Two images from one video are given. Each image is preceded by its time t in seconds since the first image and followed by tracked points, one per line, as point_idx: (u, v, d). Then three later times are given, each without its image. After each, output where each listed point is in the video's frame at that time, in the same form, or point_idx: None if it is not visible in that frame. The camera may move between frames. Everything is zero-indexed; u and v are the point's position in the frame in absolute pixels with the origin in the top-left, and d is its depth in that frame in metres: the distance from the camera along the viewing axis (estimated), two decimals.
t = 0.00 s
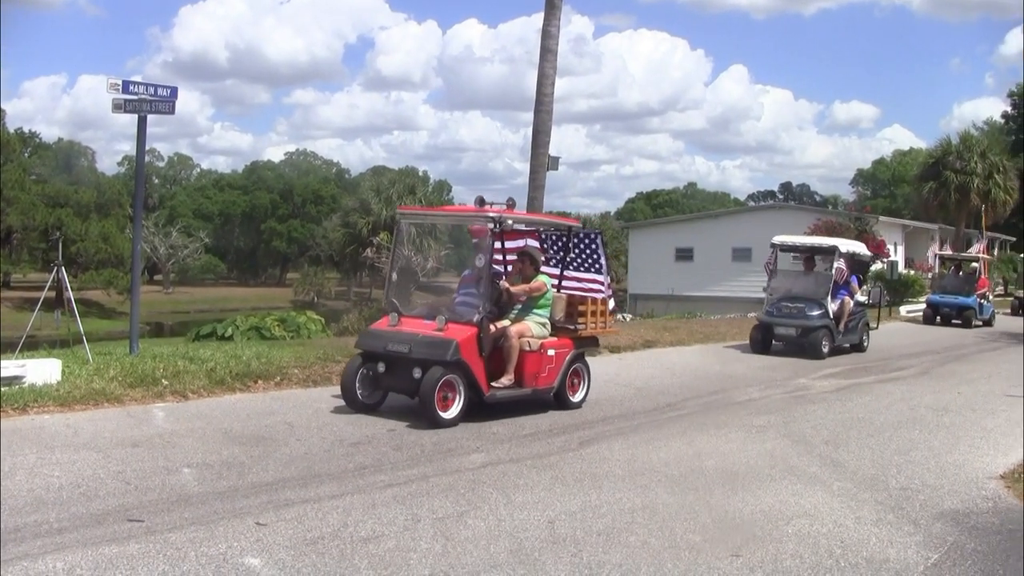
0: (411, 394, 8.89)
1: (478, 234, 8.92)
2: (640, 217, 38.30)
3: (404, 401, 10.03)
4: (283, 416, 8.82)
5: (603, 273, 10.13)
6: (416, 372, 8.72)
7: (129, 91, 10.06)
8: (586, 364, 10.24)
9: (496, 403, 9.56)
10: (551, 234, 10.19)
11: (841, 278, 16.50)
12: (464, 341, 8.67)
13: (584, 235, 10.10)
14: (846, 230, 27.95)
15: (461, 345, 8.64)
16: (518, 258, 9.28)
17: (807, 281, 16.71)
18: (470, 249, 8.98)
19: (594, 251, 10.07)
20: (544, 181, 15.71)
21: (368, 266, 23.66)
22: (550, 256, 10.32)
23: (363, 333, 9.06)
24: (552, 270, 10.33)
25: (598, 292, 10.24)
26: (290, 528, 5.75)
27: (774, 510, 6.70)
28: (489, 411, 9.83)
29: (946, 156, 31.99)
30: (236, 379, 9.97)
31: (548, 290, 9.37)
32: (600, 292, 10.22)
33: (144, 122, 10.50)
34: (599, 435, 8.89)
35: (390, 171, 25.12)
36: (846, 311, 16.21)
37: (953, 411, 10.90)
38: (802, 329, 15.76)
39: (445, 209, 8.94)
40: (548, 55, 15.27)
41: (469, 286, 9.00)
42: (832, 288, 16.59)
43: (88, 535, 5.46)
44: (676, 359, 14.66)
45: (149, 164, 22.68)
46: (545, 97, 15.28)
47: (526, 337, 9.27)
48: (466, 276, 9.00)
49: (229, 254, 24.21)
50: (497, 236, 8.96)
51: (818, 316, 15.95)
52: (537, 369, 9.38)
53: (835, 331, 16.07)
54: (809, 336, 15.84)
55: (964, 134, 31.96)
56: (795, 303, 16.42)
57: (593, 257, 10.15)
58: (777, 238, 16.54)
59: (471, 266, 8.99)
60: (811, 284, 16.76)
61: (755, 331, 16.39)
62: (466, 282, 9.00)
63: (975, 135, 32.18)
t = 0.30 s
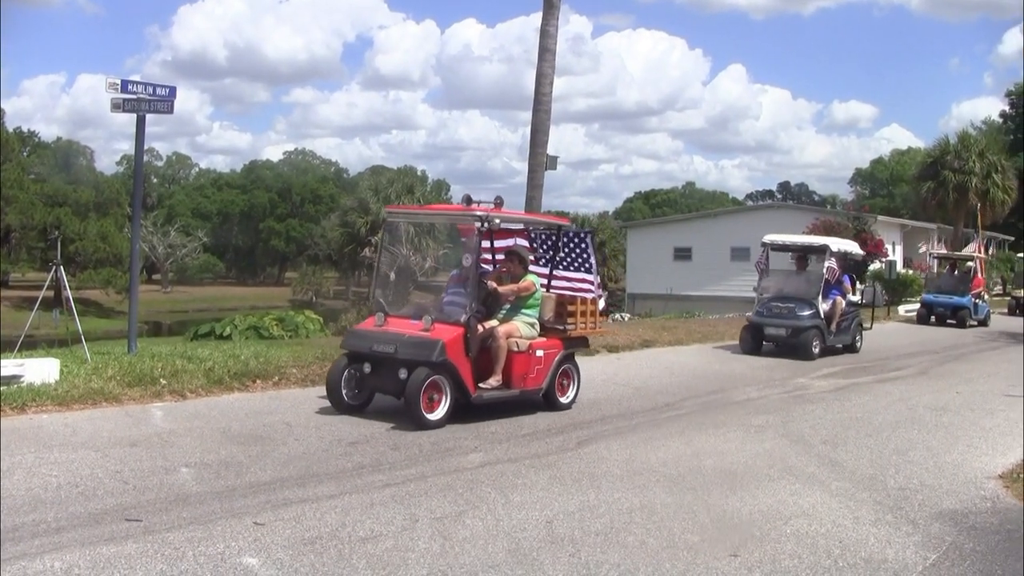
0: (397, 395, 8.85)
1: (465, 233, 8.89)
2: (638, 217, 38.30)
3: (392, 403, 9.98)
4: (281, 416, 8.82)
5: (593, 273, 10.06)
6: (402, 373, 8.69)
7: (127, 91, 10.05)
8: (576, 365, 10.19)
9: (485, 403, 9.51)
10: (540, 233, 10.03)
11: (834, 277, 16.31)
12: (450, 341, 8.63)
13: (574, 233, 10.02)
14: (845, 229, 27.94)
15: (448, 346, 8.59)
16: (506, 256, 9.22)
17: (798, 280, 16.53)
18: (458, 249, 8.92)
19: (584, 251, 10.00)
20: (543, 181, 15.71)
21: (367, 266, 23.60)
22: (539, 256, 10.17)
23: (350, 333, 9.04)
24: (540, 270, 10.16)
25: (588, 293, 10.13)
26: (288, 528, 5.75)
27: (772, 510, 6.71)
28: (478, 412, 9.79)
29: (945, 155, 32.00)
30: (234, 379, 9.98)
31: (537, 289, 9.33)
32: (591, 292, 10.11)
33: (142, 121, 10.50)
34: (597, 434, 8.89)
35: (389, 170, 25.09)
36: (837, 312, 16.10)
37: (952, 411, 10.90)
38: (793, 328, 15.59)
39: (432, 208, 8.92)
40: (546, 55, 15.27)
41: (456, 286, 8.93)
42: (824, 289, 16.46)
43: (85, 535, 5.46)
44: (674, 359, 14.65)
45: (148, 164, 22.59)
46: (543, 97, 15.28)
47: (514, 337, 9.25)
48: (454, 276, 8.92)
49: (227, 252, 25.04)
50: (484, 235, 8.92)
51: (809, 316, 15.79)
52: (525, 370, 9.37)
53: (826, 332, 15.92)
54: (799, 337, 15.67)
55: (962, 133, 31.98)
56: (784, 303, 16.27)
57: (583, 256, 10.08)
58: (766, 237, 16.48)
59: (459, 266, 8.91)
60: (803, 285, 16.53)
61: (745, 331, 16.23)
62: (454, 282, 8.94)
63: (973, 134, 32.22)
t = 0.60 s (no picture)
0: (389, 398, 8.86)
1: (458, 235, 8.90)
2: (641, 219, 38.28)
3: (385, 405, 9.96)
4: (283, 417, 8.83)
5: (588, 275, 10.08)
6: (394, 375, 8.70)
7: (131, 92, 10.07)
8: (571, 368, 10.17)
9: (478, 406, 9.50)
10: (535, 235, 10.09)
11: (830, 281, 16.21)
12: (442, 344, 8.64)
13: (569, 235, 10.03)
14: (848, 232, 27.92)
15: (440, 348, 8.61)
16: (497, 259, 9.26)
17: (795, 283, 16.41)
18: (452, 250, 8.92)
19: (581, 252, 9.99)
20: (546, 183, 15.72)
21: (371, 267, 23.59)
22: (534, 258, 10.19)
23: (342, 335, 9.04)
24: (536, 273, 10.19)
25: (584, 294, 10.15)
26: (291, 529, 5.76)
27: (775, 513, 6.71)
28: (472, 414, 9.78)
29: (948, 159, 32.08)
30: (237, 380, 9.99)
31: (532, 292, 9.32)
32: (587, 294, 10.13)
33: (145, 122, 10.51)
34: (599, 437, 8.90)
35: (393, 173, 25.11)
36: (833, 317, 16.06)
37: (955, 414, 10.90)
38: (787, 332, 15.46)
39: (425, 208, 8.94)
40: (550, 57, 15.28)
41: (449, 288, 8.92)
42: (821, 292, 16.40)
43: (89, 535, 5.47)
44: (677, 361, 14.66)
45: (152, 165, 22.55)
46: (547, 100, 15.29)
47: (508, 340, 9.22)
48: (447, 278, 8.92)
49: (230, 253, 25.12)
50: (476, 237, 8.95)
51: (803, 320, 15.66)
52: (519, 373, 9.36)
53: (821, 336, 15.80)
54: (794, 341, 15.53)
55: (966, 137, 32.00)
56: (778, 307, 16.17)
57: (579, 258, 10.09)
58: (762, 239, 16.46)
59: (452, 268, 8.91)
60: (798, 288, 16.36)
61: (740, 336, 16.09)
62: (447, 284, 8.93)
63: (976, 138, 32.22)
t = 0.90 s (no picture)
0: (384, 400, 8.83)
1: (456, 237, 8.88)
2: (645, 221, 38.21)
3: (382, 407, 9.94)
4: (286, 418, 8.82)
5: (587, 276, 10.05)
6: (389, 377, 8.68)
7: (136, 92, 10.08)
8: (569, 371, 10.15)
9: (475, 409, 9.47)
10: (533, 236, 10.01)
11: (829, 283, 16.08)
12: (438, 345, 8.61)
13: (568, 236, 10.02)
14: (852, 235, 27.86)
15: (435, 350, 8.57)
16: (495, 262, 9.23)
17: (793, 285, 16.27)
18: (450, 250, 8.90)
19: (581, 254, 9.96)
20: (550, 184, 15.71)
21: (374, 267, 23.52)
22: (532, 258, 10.11)
23: (338, 336, 9.02)
24: (534, 275, 10.12)
25: (583, 296, 10.13)
26: (295, 530, 5.75)
27: (778, 516, 6.69)
28: (470, 416, 9.77)
29: (953, 162, 32.02)
30: (241, 380, 10.00)
31: (529, 293, 9.31)
32: (585, 297, 10.13)
33: (150, 123, 10.52)
34: (603, 439, 8.89)
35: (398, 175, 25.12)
36: (831, 320, 15.97)
37: (960, 418, 10.88)
38: (783, 336, 15.39)
39: (424, 210, 8.95)
40: (555, 59, 15.27)
41: (446, 290, 8.91)
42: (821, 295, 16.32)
43: (93, 534, 5.47)
44: (680, 363, 14.64)
45: (156, 165, 22.51)
46: (551, 101, 15.27)
47: (505, 342, 9.23)
48: (445, 279, 8.89)
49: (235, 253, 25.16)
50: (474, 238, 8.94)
51: (800, 323, 15.56)
52: (516, 375, 9.34)
53: (819, 340, 15.67)
54: (790, 344, 15.43)
55: (971, 140, 31.95)
56: (776, 310, 16.09)
57: (577, 260, 10.05)
58: (760, 242, 16.44)
59: (449, 269, 8.89)
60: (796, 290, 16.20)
61: (736, 339, 16.03)
62: (444, 285, 8.91)
63: (981, 141, 32.16)
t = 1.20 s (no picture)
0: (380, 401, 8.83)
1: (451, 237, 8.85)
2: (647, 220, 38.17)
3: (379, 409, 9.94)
4: (288, 419, 8.81)
5: (584, 276, 9.98)
6: (384, 378, 8.68)
7: (137, 94, 10.09)
8: (567, 371, 10.14)
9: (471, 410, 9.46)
10: (529, 236, 9.96)
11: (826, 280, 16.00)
12: (433, 346, 8.60)
13: (564, 236, 9.99)
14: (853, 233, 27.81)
15: (430, 351, 8.56)
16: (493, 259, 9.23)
17: (789, 283, 16.22)
18: (445, 251, 8.85)
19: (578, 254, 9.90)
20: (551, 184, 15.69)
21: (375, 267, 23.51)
22: (529, 259, 10.05)
23: (333, 337, 9.03)
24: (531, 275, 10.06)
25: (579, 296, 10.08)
26: (298, 531, 5.75)
27: (781, 514, 6.68)
28: (466, 417, 9.76)
29: (955, 159, 31.94)
30: (244, 382, 9.99)
31: (525, 293, 9.31)
32: (582, 296, 10.07)
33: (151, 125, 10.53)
34: (606, 438, 8.87)
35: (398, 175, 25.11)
36: (827, 319, 15.94)
37: (963, 415, 10.86)
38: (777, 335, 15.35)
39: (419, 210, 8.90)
40: (556, 58, 15.26)
41: (442, 290, 8.86)
42: (818, 292, 16.26)
43: (96, 537, 5.47)
44: (683, 362, 14.61)
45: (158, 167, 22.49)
46: (552, 101, 15.25)
47: (502, 342, 9.24)
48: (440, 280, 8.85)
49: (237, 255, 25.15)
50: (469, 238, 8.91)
51: (794, 322, 15.50)
52: (512, 376, 9.34)
53: (814, 338, 15.64)
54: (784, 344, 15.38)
55: (972, 137, 31.90)
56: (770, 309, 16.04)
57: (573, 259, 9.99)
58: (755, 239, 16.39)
59: (444, 270, 8.85)
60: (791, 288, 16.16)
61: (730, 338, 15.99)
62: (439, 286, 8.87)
63: (982, 138, 32.12)
